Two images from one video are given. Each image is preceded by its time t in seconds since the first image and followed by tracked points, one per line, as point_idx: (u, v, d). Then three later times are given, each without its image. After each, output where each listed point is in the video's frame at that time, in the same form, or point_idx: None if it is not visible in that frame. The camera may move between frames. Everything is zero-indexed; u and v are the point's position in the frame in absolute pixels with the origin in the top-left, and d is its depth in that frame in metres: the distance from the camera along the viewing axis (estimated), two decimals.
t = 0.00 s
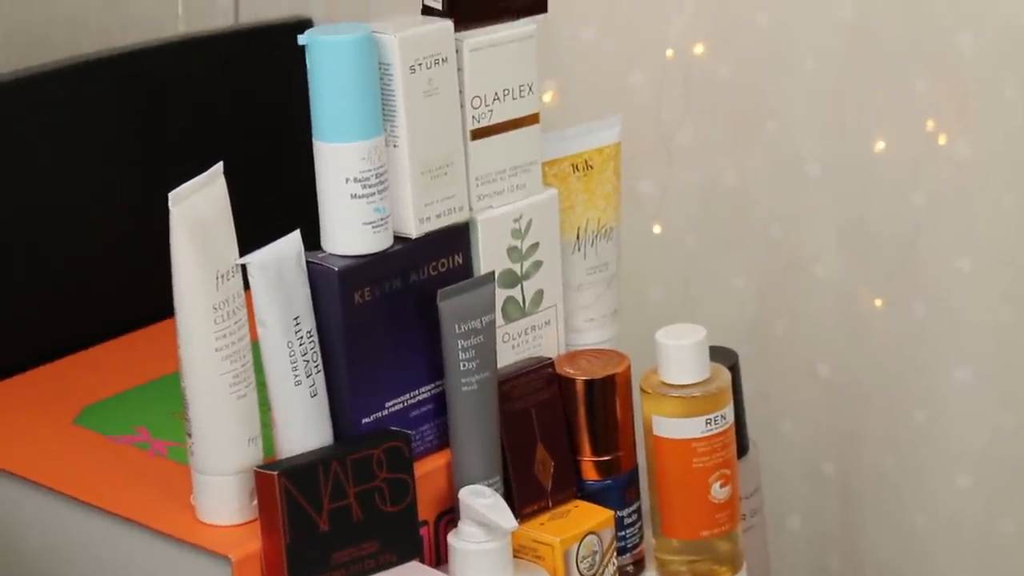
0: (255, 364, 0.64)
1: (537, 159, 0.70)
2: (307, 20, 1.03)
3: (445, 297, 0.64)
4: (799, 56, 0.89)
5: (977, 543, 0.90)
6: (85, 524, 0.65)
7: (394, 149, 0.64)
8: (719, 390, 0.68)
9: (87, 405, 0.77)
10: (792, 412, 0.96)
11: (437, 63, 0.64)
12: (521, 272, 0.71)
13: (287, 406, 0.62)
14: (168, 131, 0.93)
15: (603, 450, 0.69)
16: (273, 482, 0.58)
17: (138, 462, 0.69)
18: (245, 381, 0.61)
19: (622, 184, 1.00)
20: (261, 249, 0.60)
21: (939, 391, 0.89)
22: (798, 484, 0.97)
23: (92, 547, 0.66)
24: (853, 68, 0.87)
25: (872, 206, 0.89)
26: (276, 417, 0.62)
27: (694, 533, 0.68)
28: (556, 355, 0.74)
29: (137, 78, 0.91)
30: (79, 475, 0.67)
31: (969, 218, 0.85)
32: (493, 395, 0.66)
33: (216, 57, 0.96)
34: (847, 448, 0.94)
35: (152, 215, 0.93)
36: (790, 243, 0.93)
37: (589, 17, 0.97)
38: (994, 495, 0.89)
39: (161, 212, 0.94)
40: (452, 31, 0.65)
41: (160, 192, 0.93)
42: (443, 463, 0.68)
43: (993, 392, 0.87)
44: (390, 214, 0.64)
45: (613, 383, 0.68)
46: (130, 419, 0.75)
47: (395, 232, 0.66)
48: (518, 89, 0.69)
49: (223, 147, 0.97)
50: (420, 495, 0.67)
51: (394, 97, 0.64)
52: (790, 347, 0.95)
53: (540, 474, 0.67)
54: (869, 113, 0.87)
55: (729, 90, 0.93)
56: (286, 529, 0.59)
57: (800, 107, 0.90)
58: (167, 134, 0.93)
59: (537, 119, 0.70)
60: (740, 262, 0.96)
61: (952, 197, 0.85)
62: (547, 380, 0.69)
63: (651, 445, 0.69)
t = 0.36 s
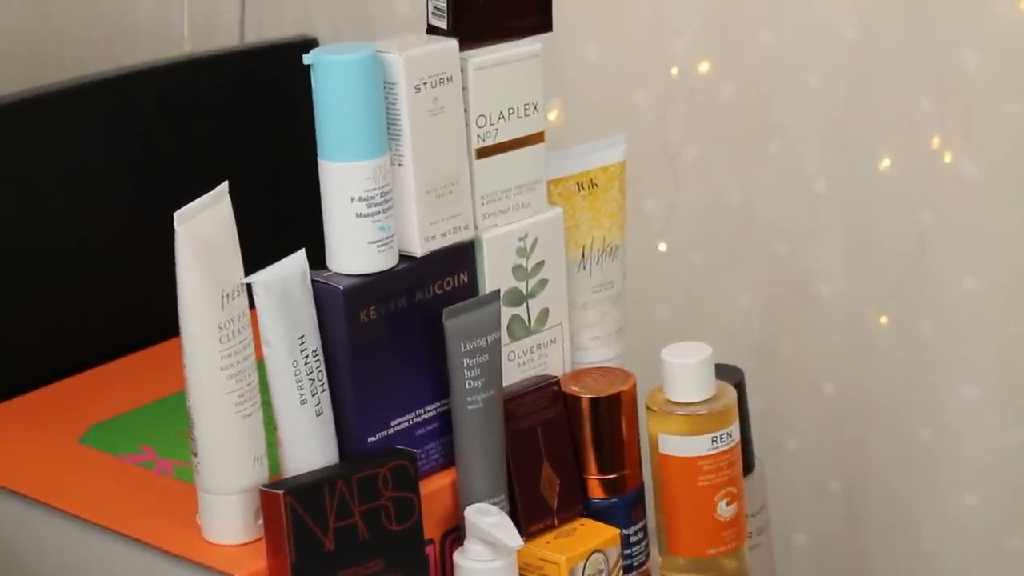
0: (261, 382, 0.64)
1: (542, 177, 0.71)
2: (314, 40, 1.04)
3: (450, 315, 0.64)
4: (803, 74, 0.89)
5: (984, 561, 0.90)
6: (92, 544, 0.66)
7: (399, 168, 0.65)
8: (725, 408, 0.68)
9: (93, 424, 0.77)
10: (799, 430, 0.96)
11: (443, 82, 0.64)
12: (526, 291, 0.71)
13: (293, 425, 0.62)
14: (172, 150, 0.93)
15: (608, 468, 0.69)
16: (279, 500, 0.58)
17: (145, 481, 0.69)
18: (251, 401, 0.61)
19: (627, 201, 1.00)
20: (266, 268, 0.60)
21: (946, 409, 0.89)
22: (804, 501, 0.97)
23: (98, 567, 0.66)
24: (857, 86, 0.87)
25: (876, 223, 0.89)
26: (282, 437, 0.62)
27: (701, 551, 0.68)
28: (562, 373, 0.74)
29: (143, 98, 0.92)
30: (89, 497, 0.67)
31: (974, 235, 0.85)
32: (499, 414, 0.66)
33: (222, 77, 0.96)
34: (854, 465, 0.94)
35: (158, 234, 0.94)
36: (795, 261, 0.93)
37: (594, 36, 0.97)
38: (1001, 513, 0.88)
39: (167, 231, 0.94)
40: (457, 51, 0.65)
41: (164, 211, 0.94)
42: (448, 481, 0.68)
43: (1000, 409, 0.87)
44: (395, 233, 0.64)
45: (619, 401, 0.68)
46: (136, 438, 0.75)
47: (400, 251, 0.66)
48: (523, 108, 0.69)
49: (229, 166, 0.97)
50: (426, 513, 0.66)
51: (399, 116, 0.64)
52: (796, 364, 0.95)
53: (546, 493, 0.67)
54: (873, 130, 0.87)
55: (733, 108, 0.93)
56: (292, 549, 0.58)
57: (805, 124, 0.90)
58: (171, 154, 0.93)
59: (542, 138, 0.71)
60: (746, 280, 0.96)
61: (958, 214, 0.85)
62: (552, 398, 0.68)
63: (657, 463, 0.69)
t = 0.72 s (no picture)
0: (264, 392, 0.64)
1: (544, 187, 0.71)
2: (317, 50, 1.04)
3: (454, 324, 0.64)
4: (807, 82, 0.89)
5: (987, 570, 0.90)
6: (95, 554, 0.66)
7: (402, 177, 0.65)
8: (728, 417, 0.67)
9: (96, 434, 0.77)
10: (802, 437, 0.96)
11: (445, 91, 0.64)
12: (529, 300, 0.71)
13: (296, 436, 0.62)
14: (174, 161, 0.93)
15: (611, 477, 0.69)
16: (283, 510, 0.58)
17: (147, 491, 0.69)
18: (254, 411, 0.61)
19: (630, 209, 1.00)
20: (268, 278, 0.60)
21: (950, 419, 0.89)
22: (807, 509, 0.97)
23: None
24: (860, 94, 0.87)
25: (880, 231, 0.89)
26: (286, 447, 0.62)
27: (704, 560, 0.68)
28: (565, 382, 0.74)
29: (146, 109, 0.92)
30: (89, 506, 0.67)
31: (978, 244, 0.85)
32: (502, 423, 0.66)
33: (225, 87, 0.96)
34: (857, 474, 0.94)
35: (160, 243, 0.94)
36: (798, 269, 0.93)
37: (597, 45, 0.98)
38: (1005, 522, 0.88)
39: (169, 240, 0.94)
40: (460, 60, 0.65)
41: (167, 221, 0.94)
42: (452, 491, 0.68)
43: (1004, 418, 0.87)
44: (397, 242, 0.65)
45: (623, 410, 0.68)
46: (139, 448, 0.75)
47: (403, 260, 0.66)
48: (526, 117, 0.69)
49: (230, 176, 0.97)
50: (429, 522, 0.66)
51: (402, 126, 0.64)
52: (800, 372, 0.95)
53: (549, 502, 0.67)
54: (876, 139, 0.87)
55: (736, 116, 0.93)
56: (295, 558, 0.58)
57: (809, 133, 0.90)
58: (174, 164, 0.93)
59: (545, 147, 0.71)
60: (749, 288, 0.96)
61: (961, 223, 0.85)
62: (555, 407, 0.68)
63: (660, 472, 0.69)
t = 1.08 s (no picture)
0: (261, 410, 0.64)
1: (542, 205, 0.71)
2: (316, 68, 1.04)
3: (452, 342, 0.64)
4: (805, 101, 0.89)
5: None
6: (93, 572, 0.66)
7: (400, 196, 0.65)
8: (726, 435, 0.68)
9: (94, 453, 0.77)
10: (800, 455, 0.96)
11: (443, 110, 0.65)
12: (527, 318, 0.71)
13: (294, 454, 0.62)
14: (174, 180, 0.94)
15: (609, 495, 0.69)
16: (281, 529, 0.58)
17: (144, 510, 0.69)
18: (252, 429, 0.61)
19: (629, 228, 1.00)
20: (267, 296, 0.60)
21: (948, 438, 0.89)
22: (807, 527, 0.97)
23: None
24: (858, 113, 0.87)
25: (878, 250, 0.89)
26: (284, 466, 0.62)
27: None
28: (562, 401, 0.74)
29: (145, 128, 0.92)
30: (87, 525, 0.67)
31: (975, 262, 0.85)
32: (500, 441, 0.66)
33: (224, 106, 0.96)
34: (856, 492, 0.94)
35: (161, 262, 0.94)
36: (796, 288, 0.93)
37: (596, 63, 0.98)
38: (1003, 540, 0.88)
39: (170, 258, 0.94)
40: (458, 79, 0.65)
41: (166, 239, 0.94)
42: (450, 509, 0.68)
43: (1002, 437, 0.86)
44: (396, 260, 0.65)
45: (620, 428, 0.68)
46: (137, 466, 0.75)
47: (401, 278, 0.66)
48: (524, 135, 0.69)
49: (230, 194, 0.97)
50: (427, 541, 0.67)
51: (400, 145, 0.64)
52: (799, 390, 0.95)
53: (547, 520, 0.67)
54: (874, 158, 0.87)
55: (734, 135, 0.93)
56: None
57: (807, 152, 0.90)
58: (173, 183, 0.94)
59: (543, 165, 0.71)
60: (748, 305, 0.96)
61: (958, 242, 0.85)
62: (553, 426, 0.69)
63: (658, 490, 0.69)
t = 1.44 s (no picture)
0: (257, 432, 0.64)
1: (538, 228, 0.71)
2: (312, 91, 1.04)
3: (449, 364, 0.64)
4: (800, 123, 0.90)
5: None
6: None
7: (396, 219, 0.65)
8: (722, 457, 0.68)
9: (90, 475, 0.77)
10: (796, 477, 0.96)
11: (439, 132, 0.65)
12: (522, 340, 0.71)
13: (290, 477, 0.62)
14: (171, 202, 0.94)
15: (605, 518, 0.69)
16: (276, 552, 0.58)
17: (140, 532, 0.68)
18: (247, 452, 0.61)
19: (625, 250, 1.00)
20: (263, 319, 0.60)
21: (944, 460, 0.89)
22: (803, 548, 0.97)
23: None
24: (854, 136, 0.88)
25: (873, 272, 0.89)
26: (280, 488, 0.62)
27: None
28: (558, 423, 0.74)
29: (143, 150, 0.92)
30: (83, 547, 0.67)
31: (970, 285, 0.85)
32: (496, 464, 0.66)
33: (220, 128, 0.97)
34: (852, 513, 0.94)
35: (158, 285, 0.94)
36: (792, 311, 0.94)
37: (594, 86, 0.98)
38: (998, 561, 0.88)
39: (167, 280, 0.94)
40: (453, 101, 0.66)
41: (163, 261, 0.94)
42: (446, 532, 0.68)
43: (997, 459, 0.87)
44: (392, 283, 0.65)
45: (616, 450, 0.68)
46: (133, 489, 0.75)
47: (397, 301, 0.66)
48: (520, 157, 0.69)
49: (227, 216, 0.97)
50: (423, 563, 0.67)
51: (396, 167, 0.64)
52: (795, 412, 0.95)
53: (543, 543, 0.67)
54: (869, 180, 0.88)
55: (730, 158, 0.93)
56: None
57: (803, 174, 0.91)
58: (171, 206, 0.94)
59: (539, 188, 0.71)
60: (744, 328, 0.96)
61: (953, 264, 0.86)
62: (549, 448, 0.68)
63: (654, 512, 0.69)
